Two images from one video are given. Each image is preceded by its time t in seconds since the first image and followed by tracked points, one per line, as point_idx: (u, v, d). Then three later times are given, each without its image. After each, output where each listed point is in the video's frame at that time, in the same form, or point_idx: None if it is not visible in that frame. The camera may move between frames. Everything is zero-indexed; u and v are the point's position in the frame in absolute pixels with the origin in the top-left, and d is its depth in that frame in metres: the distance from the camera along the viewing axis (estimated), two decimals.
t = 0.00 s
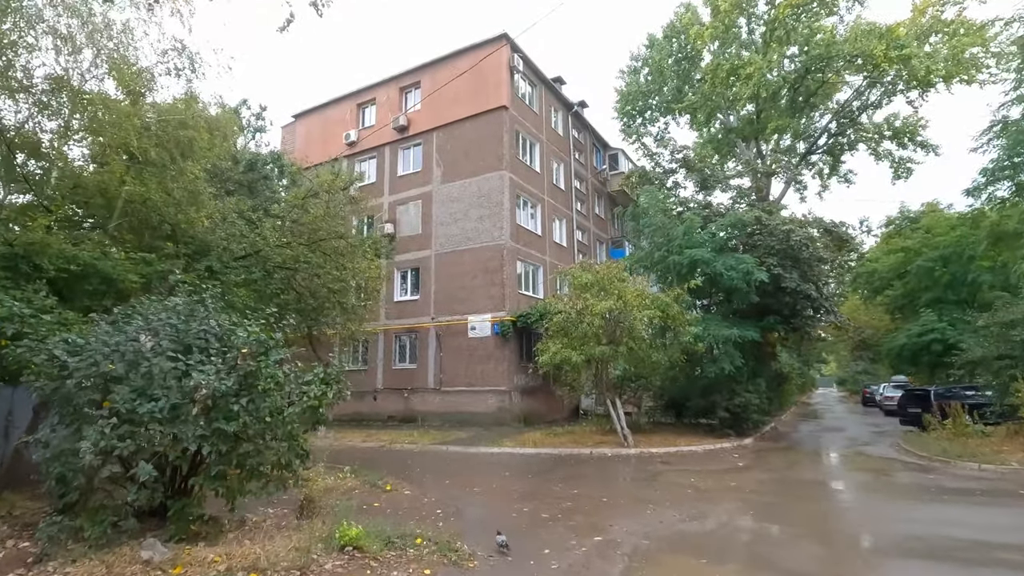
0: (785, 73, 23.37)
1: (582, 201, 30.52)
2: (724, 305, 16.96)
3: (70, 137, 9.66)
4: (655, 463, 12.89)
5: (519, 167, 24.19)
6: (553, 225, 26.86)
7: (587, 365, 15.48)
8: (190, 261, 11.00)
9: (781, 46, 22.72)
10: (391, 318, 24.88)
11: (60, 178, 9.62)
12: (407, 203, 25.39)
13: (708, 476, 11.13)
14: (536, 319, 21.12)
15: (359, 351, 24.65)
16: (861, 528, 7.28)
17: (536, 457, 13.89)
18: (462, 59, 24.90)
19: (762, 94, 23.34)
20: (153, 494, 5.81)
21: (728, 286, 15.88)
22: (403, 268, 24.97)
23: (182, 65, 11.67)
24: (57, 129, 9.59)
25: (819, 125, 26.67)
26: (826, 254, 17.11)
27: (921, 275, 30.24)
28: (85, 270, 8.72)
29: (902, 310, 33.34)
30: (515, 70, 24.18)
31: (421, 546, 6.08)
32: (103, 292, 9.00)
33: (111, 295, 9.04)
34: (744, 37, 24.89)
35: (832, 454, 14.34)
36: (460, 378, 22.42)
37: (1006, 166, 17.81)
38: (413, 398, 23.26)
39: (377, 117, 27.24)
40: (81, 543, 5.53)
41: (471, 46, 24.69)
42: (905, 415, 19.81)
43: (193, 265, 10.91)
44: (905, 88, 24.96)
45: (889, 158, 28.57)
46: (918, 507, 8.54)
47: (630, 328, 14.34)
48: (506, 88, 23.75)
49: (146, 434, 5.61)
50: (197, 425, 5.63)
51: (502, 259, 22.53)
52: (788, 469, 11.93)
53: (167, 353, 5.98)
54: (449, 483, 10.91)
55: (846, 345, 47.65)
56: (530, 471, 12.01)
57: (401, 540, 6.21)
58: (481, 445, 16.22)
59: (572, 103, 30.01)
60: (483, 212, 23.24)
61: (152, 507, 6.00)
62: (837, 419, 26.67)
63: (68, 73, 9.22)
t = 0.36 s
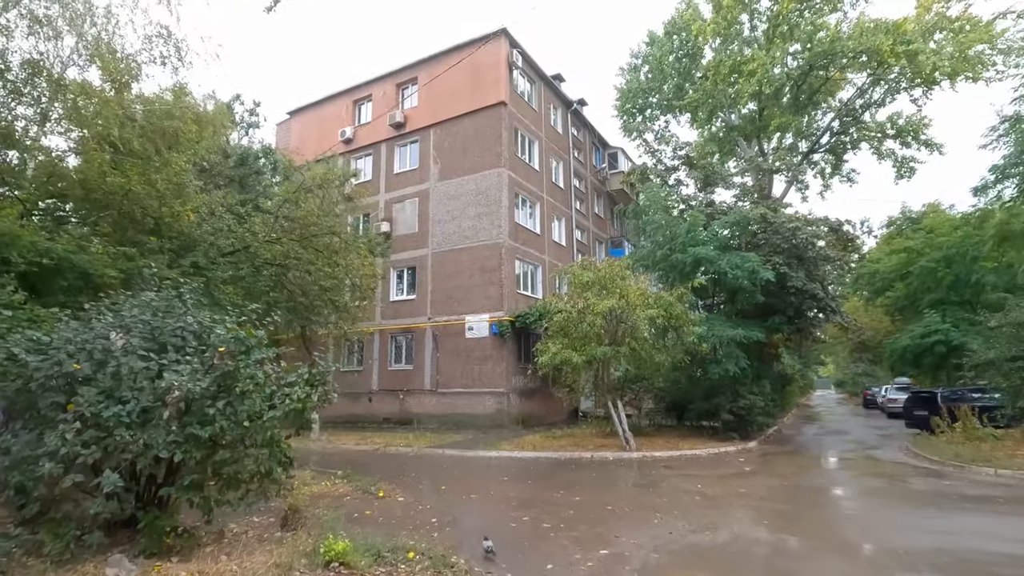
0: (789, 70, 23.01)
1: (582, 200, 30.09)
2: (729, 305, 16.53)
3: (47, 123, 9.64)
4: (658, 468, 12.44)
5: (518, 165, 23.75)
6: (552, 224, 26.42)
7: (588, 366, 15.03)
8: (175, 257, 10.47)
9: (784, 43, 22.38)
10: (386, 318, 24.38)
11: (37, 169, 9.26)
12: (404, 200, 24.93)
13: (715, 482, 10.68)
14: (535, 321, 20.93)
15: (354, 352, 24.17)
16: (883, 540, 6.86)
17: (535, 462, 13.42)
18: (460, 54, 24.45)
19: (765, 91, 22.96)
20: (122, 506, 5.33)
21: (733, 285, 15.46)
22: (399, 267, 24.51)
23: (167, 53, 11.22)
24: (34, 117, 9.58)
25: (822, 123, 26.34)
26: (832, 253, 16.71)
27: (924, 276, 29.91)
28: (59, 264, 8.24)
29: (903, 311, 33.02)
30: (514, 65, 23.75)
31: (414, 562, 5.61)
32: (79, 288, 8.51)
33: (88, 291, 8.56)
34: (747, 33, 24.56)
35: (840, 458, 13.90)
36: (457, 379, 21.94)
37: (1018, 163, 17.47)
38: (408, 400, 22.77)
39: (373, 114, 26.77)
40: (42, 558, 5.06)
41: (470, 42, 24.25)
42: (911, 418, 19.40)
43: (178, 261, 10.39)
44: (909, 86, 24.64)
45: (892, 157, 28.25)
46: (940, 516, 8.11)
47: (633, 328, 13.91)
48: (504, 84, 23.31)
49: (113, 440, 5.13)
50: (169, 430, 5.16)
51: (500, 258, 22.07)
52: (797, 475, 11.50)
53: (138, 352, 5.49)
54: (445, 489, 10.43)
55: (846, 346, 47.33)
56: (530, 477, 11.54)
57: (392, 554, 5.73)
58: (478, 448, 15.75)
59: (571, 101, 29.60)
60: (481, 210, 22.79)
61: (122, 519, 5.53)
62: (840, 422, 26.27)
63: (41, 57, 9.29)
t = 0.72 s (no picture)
0: (789, 64, 22.63)
1: (578, 198, 29.61)
2: (731, 302, 16.07)
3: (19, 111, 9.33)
4: (661, 471, 11.95)
5: (513, 160, 23.24)
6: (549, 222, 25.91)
7: (587, 366, 14.54)
8: (152, 251, 9.86)
9: (784, 36, 22.02)
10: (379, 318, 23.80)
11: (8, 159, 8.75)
12: (397, 197, 24.39)
13: (722, 486, 10.22)
14: (532, 319, 20.68)
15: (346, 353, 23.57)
16: (909, 550, 6.39)
17: (533, 465, 12.93)
18: (454, 47, 23.93)
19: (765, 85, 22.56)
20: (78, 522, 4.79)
21: (736, 282, 15.01)
22: (392, 265, 23.95)
23: (144, 36, 10.61)
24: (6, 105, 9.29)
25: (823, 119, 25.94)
26: (837, 249, 16.28)
27: (924, 274, 29.63)
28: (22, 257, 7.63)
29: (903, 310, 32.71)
30: (510, 59, 23.27)
31: None
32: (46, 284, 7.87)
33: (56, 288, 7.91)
34: (746, 27, 24.19)
35: (848, 460, 13.47)
36: (452, 380, 21.41)
37: None
38: (402, 402, 22.21)
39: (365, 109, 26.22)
40: None
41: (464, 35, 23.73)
42: (916, 417, 18.99)
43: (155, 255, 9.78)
44: (910, 81, 24.33)
45: (892, 153, 27.95)
46: (963, 522, 7.67)
47: (634, 326, 13.43)
48: (500, 77, 22.81)
49: (65, 449, 4.57)
50: (127, 436, 4.59)
51: (495, 255, 21.56)
52: (805, 478, 11.06)
53: (96, 350, 4.91)
54: (439, 496, 9.91)
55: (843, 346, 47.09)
56: (528, 481, 11.04)
57: (379, 572, 5.19)
58: (474, 450, 15.25)
59: (568, 96, 29.13)
60: (476, 206, 22.29)
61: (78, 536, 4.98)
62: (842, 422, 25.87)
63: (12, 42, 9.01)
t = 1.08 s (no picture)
0: (791, 57, 22.23)
1: (575, 194, 29.13)
2: (735, 299, 15.58)
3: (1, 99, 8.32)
4: (665, 474, 11.47)
5: (510, 155, 22.73)
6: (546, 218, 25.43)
7: (587, 364, 14.05)
8: (128, 242, 9.31)
9: (785, 29, 21.63)
10: (373, 316, 23.22)
11: None
12: (391, 193, 23.84)
13: (731, 490, 9.75)
14: (529, 317, 20.18)
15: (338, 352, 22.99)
16: (941, 560, 5.94)
17: (531, 467, 12.42)
18: (450, 39, 23.40)
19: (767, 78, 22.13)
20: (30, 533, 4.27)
21: (740, 278, 14.54)
22: (386, 262, 23.39)
23: (122, 16, 10.07)
24: None
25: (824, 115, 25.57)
26: (843, 243, 15.85)
27: (924, 272, 29.32)
28: None
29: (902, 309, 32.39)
30: (506, 51, 22.77)
31: None
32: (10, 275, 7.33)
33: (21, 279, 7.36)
34: (746, 20, 23.77)
35: (856, 461, 13.04)
36: (447, 380, 20.88)
37: None
38: (395, 402, 21.67)
39: (358, 103, 25.67)
40: None
41: (459, 26, 23.21)
42: (921, 417, 18.60)
43: (131, 246, 9.23)
44: (912, 76, 24.02)
45: (893, 150, 27.63)
46: (991, 528, 7.23)
47: (636, 323, 12.96)
48: (496, 70, 22.29)
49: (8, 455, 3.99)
50: (79, 440, 4.03)
51: (491, 252, 21.04)
52: (817, 480, 10.61)
53: (48, 343, 4.35)
54: (433, 501, 9.39)
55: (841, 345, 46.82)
56: (527, 485, 10.54)
57: None
58: (470, 451, 14.74)
59: (565, 91, 28.65)
60: (471, 201, 21.76)
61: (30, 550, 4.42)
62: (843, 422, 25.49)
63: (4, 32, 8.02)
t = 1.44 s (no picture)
0: (793, 53, 21.80)
1: (573, 193, 28.65)
2: (740, 298, 15.08)
3: None
4: (671, 481, 10.96)
5: (507, 152, 22.21)
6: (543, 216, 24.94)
7: (587, 366, 13.52)
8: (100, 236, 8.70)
9: (788, 23, 21.20)
10: (366, 316, 22.63)
11: None
12: (385, 190, 23.27)
13: (742, 499, 9.23)
14: (526, 318, 19.64)
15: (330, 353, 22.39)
16: None
17: (530, 474, 11.87)
18: (445, 34, 22.89)
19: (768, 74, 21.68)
20: None
21: (746, 277, 14.04)
22: (380, 261, 22.82)
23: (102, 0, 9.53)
24: None
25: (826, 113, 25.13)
26: (850, 240, 15.41)
27: (926, 272, 28.94)
28: None
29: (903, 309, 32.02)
30: (503, 46, 22.27)
31: None
32: None
33: None
34: (747, 15, 23.33)
35: (866, 466, 12.57)
36: (442, 382, 20.33)
37: None
38: (389, 405, 21.09)
39: (352, 99, 25.11)
40: None
41: (455, 20, 22.70)
42: (928, 420, 18.17)
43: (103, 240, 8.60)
44: (914, 73, 23.66)
45: (894, 148, 27.27)
46: None
47: (639, 323, 12.44)
48: (492, 64, 21.79)
49: None
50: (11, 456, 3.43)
51: (488, 250, 20.51)
52: (829, 488, 10.12)
53: None
54: (426, 511, 8.83)
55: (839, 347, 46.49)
56: (526, 494, 9.98)
57: None
58: (466, 456, 14.19)
59: (563, 88, 28.17)
60: (467, 199, 21.23)
61: None
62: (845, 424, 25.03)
63: None
